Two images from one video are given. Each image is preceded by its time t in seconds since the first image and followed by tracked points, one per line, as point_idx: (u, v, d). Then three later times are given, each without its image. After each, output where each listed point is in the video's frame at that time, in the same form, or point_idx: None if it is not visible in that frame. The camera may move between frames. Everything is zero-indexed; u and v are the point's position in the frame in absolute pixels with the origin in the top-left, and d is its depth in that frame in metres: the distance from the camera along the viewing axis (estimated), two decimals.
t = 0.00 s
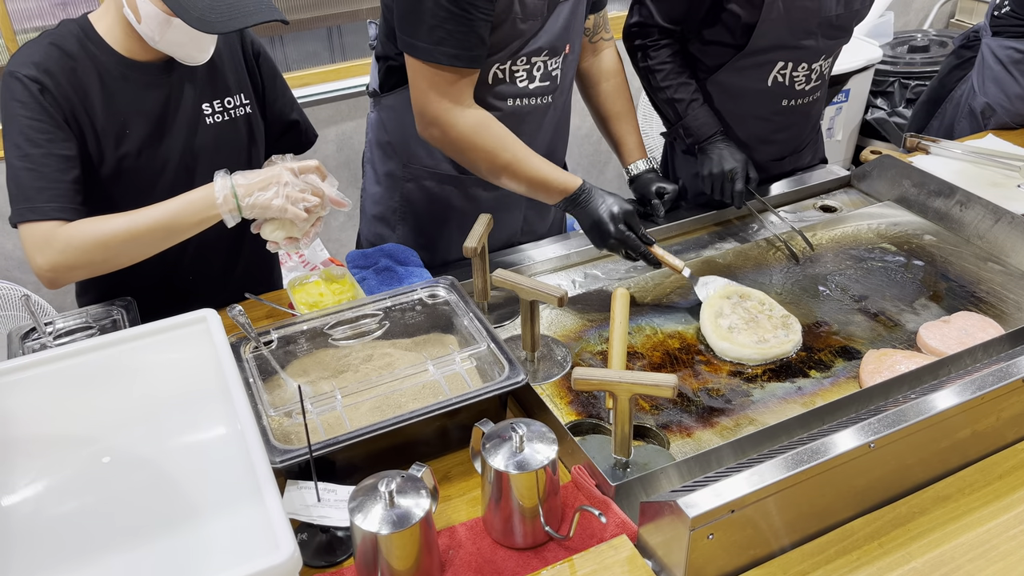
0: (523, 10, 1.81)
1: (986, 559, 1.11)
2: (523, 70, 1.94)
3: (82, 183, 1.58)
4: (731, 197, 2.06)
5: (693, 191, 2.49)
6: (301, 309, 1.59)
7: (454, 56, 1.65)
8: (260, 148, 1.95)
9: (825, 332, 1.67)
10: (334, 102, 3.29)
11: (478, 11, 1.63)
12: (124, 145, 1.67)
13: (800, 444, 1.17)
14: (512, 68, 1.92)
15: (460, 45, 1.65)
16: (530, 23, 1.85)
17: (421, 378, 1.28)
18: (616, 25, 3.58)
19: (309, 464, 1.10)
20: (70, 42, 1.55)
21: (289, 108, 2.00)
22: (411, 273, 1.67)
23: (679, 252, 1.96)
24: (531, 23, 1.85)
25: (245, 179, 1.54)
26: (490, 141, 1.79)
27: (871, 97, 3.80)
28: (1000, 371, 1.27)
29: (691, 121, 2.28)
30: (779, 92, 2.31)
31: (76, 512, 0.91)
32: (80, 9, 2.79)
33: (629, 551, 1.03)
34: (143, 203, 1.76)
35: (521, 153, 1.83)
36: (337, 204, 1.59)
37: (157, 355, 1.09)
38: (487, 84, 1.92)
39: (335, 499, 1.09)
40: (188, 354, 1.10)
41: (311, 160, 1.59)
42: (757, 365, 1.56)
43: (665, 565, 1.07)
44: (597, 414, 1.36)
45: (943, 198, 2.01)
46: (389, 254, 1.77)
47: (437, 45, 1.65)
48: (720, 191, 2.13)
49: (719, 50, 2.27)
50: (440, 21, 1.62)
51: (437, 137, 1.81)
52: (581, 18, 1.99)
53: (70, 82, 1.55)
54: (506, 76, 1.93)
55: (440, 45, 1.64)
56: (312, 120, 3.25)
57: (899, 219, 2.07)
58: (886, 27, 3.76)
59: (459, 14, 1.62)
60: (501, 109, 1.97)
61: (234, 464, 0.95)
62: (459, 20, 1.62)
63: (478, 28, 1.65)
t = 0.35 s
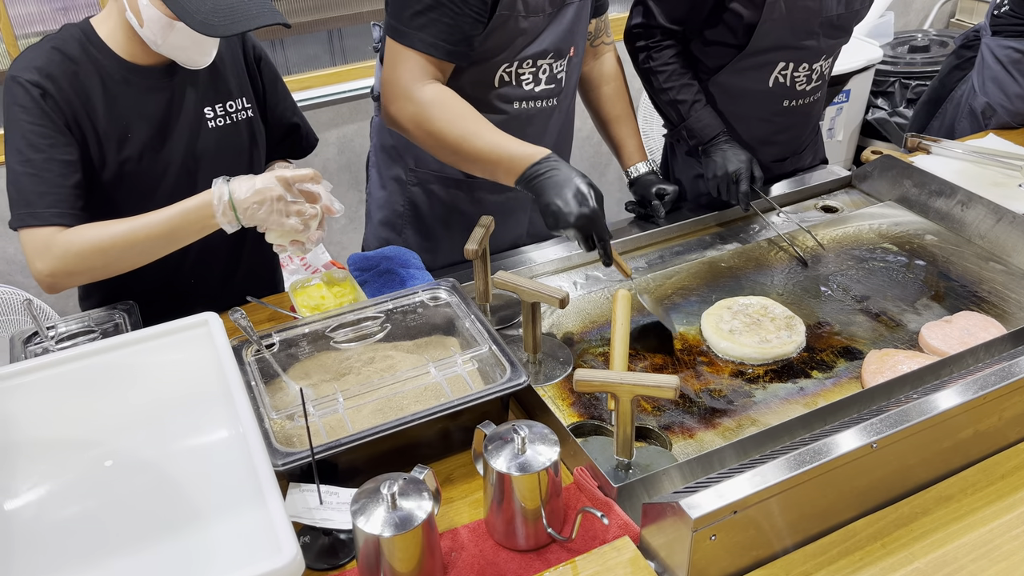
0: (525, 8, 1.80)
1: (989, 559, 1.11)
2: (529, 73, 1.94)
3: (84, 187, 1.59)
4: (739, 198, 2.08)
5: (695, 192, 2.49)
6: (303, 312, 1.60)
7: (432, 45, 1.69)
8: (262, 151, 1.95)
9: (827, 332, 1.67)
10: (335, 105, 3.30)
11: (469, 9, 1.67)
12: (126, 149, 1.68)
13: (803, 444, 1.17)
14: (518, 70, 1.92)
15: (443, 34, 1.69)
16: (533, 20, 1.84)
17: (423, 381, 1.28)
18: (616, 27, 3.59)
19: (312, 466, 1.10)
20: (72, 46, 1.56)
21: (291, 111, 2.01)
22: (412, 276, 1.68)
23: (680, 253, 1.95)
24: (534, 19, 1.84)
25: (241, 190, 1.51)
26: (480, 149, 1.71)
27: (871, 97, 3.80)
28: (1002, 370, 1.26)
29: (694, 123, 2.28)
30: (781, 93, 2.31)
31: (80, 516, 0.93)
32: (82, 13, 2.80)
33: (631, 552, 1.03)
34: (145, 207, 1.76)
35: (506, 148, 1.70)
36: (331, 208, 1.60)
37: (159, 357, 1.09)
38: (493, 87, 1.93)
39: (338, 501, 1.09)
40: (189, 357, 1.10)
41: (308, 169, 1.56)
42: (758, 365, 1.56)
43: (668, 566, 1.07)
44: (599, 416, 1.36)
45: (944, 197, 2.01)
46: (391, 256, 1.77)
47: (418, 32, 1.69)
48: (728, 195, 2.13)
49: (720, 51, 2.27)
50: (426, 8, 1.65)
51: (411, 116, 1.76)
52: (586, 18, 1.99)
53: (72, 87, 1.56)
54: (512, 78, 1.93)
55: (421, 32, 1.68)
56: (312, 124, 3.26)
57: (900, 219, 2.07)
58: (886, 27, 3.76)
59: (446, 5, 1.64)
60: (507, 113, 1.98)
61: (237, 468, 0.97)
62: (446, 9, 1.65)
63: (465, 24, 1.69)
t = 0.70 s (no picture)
0: (530, 11, 1.81)
1: (992, 559, 1.11)
2: (530, 73, 1.94)
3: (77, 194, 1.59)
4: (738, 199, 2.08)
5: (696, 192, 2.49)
6: (304, 314, 1.60)
7: (468, 58, 1.65)
8: (263, 153, 1.95)
9: (829, 333, 1.67)
10: (335, 107, 3.30)
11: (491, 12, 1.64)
12: (127, 153, 1.68)
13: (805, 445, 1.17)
14: (519, 71, 1.92)
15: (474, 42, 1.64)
16: (538, 24, 1.85)
17: (425, 382, 1.28)
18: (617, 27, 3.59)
19: (313, 468, 1.10)
20: (72, 50, 1.56)
21: (291, 114, 2.01)
22: (413, 278, 1.68)
23: (681, 254, 1.95)
24: (538, 24, 1.85)
25: (224, 198, 1.54)
26: (532, 171, 1.70)
27: (872, 97, 3.80)
28: (1004, 370, 1.26)
29: (694, 123, 2.28)
30: (783, 93, 2.31)
31: (81, 520, 0.93)
32: (82, 17, 2.80)
33: (633, 554, 1.02)
34: (145, 211, 1.76)
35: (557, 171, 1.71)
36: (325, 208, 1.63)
37: (162, 360, 1.09)
38: (496, 87, 1.93)
39: (339, 503, 1.09)
40: (190, 360, 1.10)
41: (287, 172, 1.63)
42: (760, 365, 1.56)
43: (670, 567, 1.07)
44: (601, 416, 1.36)
45: (945, 197, 2.01)
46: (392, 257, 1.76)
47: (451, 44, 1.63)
48: (730, 195, 2.12)
49: (721, 50, 2.27)
50: (455, 21, 1.61)
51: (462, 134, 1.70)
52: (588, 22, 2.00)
53: (71, 91, 1.56)
54: (513, 78, 1.93)
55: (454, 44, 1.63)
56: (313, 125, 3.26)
57: (901, 218, 2.06)
58: (887, 26, 3.77)
59: (474, 14, 1.61)
60: (509, 112, 1.98)
61: (239, 470, 0.97)
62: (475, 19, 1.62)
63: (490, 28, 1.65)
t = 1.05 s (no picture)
0: (529, 14, 1.79)
1: (992, 559, 1.11)
2: (531, 75, 1.94)
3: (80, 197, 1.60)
4: (738, 199, 2.08)
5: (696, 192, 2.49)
6: (304, 315, 1.60)
7: (439, 54, 1.73)
8: (263, 153, 1.96)
9: (830, 332, 1.66)
10: (335, 107, 3.30)
11: (473, 16, 1.70)
12: (127, 154, 1.68)
13: (806, 444, 1.17)
14: (520, 72, 1.92)
15: (450, 44, 1.73)
16: (538, 26, 1.84)
17: (425, 383, 1.28)
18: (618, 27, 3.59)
19: (313, 469, 1.10)
20: (72, 51, 1.56)
21: (291, 115, 2.01)
22: (413, 278, 1.68)
23: (681, 253, 1.95)
24: (538, 25, 1.83)
25: (223, 199, 1.53)
26: (493, 144, 1.77)
27: (872, 96, 3.80)
28: (1004, 370, 1.26)
29: (696, 123, 2.28)
30: (784, 93, 2.31)
31: (80, 522, 0.93)
32: (83, 18, 2.80)
33: (634, 554, 1.02)
34: (145, 212, 1.76)
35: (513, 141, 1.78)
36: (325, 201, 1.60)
37: (162, 361, 1.10)
38: (496, 89, 1.93)
39: (339, 504, 1.09)
40: (190, 361, 1.10)
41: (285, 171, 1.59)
42: (760, 364, 1.56)
43: (670, 567, 1.07)
44: (601, 416, 1.36)
45: (946, 196, 2.01)
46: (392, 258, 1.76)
47: (426, 39, 1.72)
48: (730, 195, 2.12)
49: (723, 49, 2.27)
50: (433, 18, 1.69)
51: (418, 118, 1.79)
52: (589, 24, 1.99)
53: (71, 92, 1.56)
54: (515, 80, 1.93)
55: (428, 41, 1.72)
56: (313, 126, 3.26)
57: (901, 218, 2.06)
58: (887, 25, 3.76)
59: (452, 14, 1.68)
60: (510, 114, 1.98)
61: (239, 471, 0.97)
62: (451, 18, 1.69)
63: (469, 31, 1.72)
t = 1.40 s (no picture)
0: (523, 15, 1.79)
1: (994, 558, 1.11)
2: (527, 76, 1.94)
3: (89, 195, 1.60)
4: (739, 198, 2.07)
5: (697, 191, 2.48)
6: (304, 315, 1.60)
7: (409, 48, 1.71)
8: (262, 153, 1.96)
9: (830, 332, 1.66)
10: (335, 107, 3.29)
11: (448, 15, 1.68)
12: (126, 154, 1.67)
13: (807, 444, 1.17)
14: (516, 73, 1.92)
15: (419, 41, 1.71)
16: (533, 27, 1.83)
17: (426, 383, 1.28)
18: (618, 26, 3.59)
19: (313, 469, 1.09)
20: (72, 50, 1.56)
21: (290, 116, 2.01)
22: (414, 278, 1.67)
23: (681, 253, 1.95)
24: (534, 27, 1.83)
25: (224, 189, 1.52)
26: (461, 144, 1.84)
27: (872, 95, 3.80)
28: (1005, 369, 1.25)
29: (696, 122, 2.27)
30: (784, 92, 2.30)
31: (80, 522, 0.93)
32: (82, 18, 2.80)
33: (635, 554, 1.02)
34: (144, 211, 1.76)
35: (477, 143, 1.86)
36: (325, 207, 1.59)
37: (161, 361, 1.09)
38: (492, 90, 1.94)
39: (340, 504, 1.08)
40: (190, 361, 1.10)
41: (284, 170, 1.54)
42: (761, 363, 1.56)
43: (671, 567, 1.06)
44: (601, 416, 1.35)
45: (947, 195, 2.00)
46: (392, 257, 1.76)
47: (397, 32, 1.70)
48: (730, 194, 2.12)
49: (723, 49, 2.27)
50: (409, 13, 1.67)
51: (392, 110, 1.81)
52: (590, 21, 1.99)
53: (72, 91, 1.55)
54: (511, 81, 1.94)
55: (399, 35, 1.70)
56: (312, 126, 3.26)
57: (902, 217, 2.06)
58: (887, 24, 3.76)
59: (427, 11, 1.66)
60: (507, 114, 1.98)
61: (239, 471, 0.97)
62: (425, 14, 1.67)
63: (443, 29, 1.70)
